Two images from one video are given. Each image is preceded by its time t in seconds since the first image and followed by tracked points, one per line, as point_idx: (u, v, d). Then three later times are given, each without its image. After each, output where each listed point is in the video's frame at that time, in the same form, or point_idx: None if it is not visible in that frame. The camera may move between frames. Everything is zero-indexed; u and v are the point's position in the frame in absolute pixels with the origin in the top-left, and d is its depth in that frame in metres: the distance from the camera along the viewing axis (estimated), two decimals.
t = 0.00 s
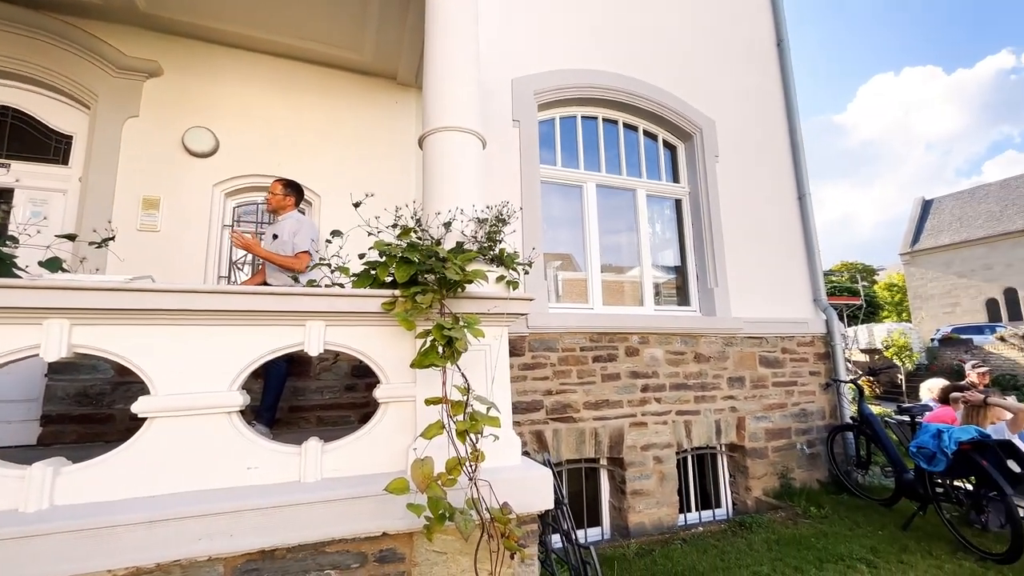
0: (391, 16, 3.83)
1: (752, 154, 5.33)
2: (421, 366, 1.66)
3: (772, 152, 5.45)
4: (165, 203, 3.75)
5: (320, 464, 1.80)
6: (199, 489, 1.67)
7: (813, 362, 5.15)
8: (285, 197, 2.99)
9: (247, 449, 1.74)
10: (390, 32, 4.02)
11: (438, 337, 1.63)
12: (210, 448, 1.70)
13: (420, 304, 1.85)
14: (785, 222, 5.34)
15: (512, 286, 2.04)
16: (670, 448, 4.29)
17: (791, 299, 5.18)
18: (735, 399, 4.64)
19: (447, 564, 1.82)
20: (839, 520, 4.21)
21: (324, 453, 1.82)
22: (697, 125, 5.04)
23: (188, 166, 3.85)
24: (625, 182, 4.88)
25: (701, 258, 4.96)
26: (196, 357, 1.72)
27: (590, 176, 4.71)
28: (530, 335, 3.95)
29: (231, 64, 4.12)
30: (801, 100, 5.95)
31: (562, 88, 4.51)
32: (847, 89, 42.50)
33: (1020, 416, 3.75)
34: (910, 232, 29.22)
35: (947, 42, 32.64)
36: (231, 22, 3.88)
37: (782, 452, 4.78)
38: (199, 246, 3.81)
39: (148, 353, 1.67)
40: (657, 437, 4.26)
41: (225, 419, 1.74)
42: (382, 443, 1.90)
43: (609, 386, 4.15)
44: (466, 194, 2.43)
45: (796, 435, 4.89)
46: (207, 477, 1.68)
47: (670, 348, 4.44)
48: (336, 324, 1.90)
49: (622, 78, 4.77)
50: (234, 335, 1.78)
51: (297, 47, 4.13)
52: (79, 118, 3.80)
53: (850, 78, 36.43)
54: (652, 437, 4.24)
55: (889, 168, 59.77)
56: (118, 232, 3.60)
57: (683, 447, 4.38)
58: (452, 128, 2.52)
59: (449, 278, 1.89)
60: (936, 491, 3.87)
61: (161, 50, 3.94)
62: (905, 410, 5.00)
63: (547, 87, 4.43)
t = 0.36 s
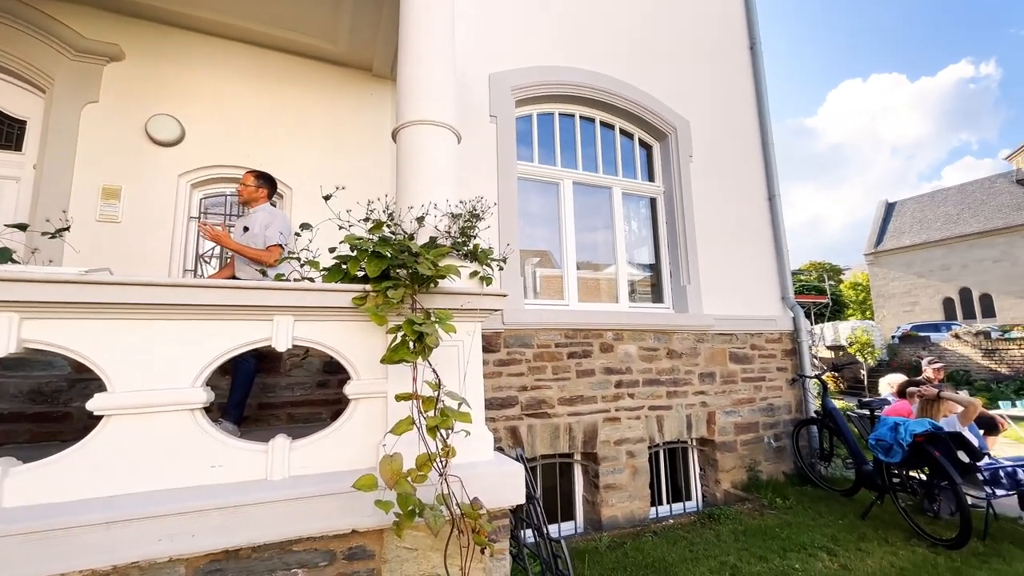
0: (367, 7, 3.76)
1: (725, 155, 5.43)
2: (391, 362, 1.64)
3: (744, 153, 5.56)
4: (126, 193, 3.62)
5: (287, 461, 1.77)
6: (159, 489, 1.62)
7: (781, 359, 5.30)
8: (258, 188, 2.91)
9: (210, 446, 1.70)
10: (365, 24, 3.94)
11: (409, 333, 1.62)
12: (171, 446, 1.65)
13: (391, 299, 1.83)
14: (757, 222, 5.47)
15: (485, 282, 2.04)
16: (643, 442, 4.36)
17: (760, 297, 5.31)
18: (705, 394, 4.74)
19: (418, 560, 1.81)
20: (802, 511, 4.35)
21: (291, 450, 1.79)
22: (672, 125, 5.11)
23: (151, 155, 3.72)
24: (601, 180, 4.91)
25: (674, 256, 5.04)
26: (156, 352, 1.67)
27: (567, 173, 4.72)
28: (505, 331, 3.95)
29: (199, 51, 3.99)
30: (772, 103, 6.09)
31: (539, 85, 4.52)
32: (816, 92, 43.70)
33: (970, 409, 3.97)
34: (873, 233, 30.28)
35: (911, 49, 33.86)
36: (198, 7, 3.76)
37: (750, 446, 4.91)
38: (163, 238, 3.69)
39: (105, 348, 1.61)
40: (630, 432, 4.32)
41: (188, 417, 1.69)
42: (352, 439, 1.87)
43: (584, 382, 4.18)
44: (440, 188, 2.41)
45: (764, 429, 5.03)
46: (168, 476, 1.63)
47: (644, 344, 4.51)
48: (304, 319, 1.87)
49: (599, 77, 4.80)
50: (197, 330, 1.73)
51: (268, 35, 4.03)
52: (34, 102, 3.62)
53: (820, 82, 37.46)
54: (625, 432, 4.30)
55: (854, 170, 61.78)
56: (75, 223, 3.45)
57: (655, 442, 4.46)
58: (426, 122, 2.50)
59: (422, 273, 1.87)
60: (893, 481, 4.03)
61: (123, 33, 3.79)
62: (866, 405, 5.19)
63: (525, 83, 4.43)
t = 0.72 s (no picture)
0: None
1: (699, 155, 5.52)
2: (361, 357, 1.63)
3: (718, 153, 5.66)
4: (86, 182, 3.48)
5: (254, 459, 1.74)
6: (119, 488, 1.57)
7: (751, 354, 5.42)
8: (227, 178, 2.83)
9: (173, 444, 1.65)
10: (340, 14, 3.85)
11: (380, 328, 1.61)
12: (132, 443, 1.60)
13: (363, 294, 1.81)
14: (730, 221, 5.58)
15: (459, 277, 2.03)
16: (617, 437, 4.42)
17: (732, 295, 5.42)
18: (678, 389, 4.83)
19: (388, 556, 1.80)
20: (769, 502, 4.47)
21: (259, 447, 1.76)
22: (649, 124, 5.16)
23: (114, 143, 3.58)
24: (578, 178, 4.93)
25: (649, 253, 5.10)
26: (116, 347, 1.61)
27: (544, 170, 4.73)
28: (481, 326, 3.94)
29: (166, 36, 3.86)
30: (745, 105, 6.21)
31: (517, 81, 4.51)
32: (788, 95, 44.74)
33: (925, 402, 4.18)
34: (841, 233, 31.22)
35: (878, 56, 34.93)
36: None
37: (720, 439, 5.02)
38: (126, 229, 3.57)
39: (60, 343, 1.55)
40: (604, 427, 4.37)
41: (149, 414, 1.64)
42: (321, 435, 1.85)
43: (559, 377, 4.21)
44: (415, 182, 2.38)
45: (734, 423, 5.15)
46: (129, 475, 1.59)
47: (619, 341, 4.56)
48: (273, 314, 1.83)
49: (577, 74, 4.81)
50: (160, 325, 1.68)
51: (239, 21, 3.91)
52: None
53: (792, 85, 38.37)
54: (600, 427, 4.35)
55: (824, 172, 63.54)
56: (31, 212, 3.31)
57: (628, 436, 4.52)
58: (400, 114, 2.47)
59: (394, 268, 1.85)
60: (854, 473, 4.17)
61: (83, 15, 3.64)
62: (830, 400, 5.35)
63: (502, 79, 4.42)
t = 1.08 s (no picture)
0: None
1: (676, 153, 5.58)
2: (330, 351, 1.60)
3: (695, 151, 5.74)
4: (45, 168, 3.34)
5: (220, 454, 1.70)
6: (75, 485, 1.51)
7: (724, 350, 5.53)
8: (194, 167, 2.73)
9: (134, 440, 1.60)
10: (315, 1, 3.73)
11: (350, 321, 1.59)
12: (89, 439, 1.54)
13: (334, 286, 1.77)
14: (705, 219, 5.67)
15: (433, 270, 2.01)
16: (592, 431, 4.46)
17: (706, 292, 5.52)
18: (653, 384, 4.89)
19: (360, 552, 1.78)
20: (739, 494, 4.58)
21: (225, 442, 1.71)
22: (627, 122, 5.19)
23: (73, 128, 3.45)
24: (557, 173, 4.93)
25: (626, 249, 5.15)
26: (72, 340, 1.55)
27: (523, 165, 4.72)
28: (458, 321, 3.92)
29: (130, 18, 3.72)
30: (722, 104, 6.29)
31: (496, 75, 4.48)
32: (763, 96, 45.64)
33: (888, 397, 4.31)
34: (811, 232, 32.07)
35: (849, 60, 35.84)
36: None
37: (693, 433, 5.12)
38: (87, 219, 3.43)
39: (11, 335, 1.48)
40: (580, 421, 4.40)
41: (108, 409, 1.58)
42: (291, 430, 1.81)
43: (536, 372, 4.22)
44: (389, 173, 2.35)
45: (706, 418, 5.25)
46: (88, 473, 1.53)
47: (595, 336, 4.59)
48: (240, 306, 1.78)
49: (556, 70, 4.81)
50: (120, 317, 1.62)
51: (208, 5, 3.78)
52: None
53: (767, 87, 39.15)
54: (576, 421, 4.38)
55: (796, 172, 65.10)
56: None
57: (604, 431, 4.57)
58: (374, 104, 2.42)
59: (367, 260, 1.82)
60: (820, 464, 4.30)
61: None
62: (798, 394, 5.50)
63: (481, 73, 4.39)
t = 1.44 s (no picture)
0: None
1: (655, 150, 5.63)
2: (299, 344, 1.58)
3: (672, 150, 5.80)
4: None
5: (184, 451, 1.65)
6: (27, 485, 1.44)
7: (698, 346, 5.62)
8: (159, 154, 2.64)
9: (91, 437, 1.54)
10: None
11: (320, 315, 1.56)
12: (42, 436, 1.47)
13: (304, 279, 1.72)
14: (682, 217, 5.74)
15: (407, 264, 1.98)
16: (569, 427, 4.48)
17: (683, 289, 5.59)
18: (629, 379, 4.94)
19: (330, 549, 1.75)
20: (711, 486, 4.67)
21: (189, 439, 1.66)
22: (607, 119, 5.21)
23: (31, 112, 3.29)
24: (536, 169, 4.92)
25: (605, 246, 5.17)
26: (24, 333, 1.47)
27: (502, 160, 4.69)
28: (435, 317, 3.89)
29: None
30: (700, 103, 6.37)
31: (476, 69, 4.45)
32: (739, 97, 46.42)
33: (853, 391, 4.43)
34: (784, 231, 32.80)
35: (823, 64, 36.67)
36: None
37: (668, 428, 5.19)
38: (46, 207, 3.29)
39: None
40: (558, 416, 4.42)
41: (64, 405, 1.52)
42: (259, 425, 1.76)
43: (513, 368, 4.22)
44: (363, 165, 2.31)
45: (681, 412, 5.33)
46: (42, 471, 1.47)
47: (573, 332, 4.61)
48: (207, 299, 1.73)
49: (536, 65, 4.79)
50: (77, 309, 1.55)
51: None
52: None
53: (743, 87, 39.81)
54: (553, 417, 4.40)
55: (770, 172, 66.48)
56: None
57: (581, 426, 4.59)
58: (348, 94, 2.37)
59: (339, 253, 1.78)
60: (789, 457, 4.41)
61: None
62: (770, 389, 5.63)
63: (460, 66, 4.35)
